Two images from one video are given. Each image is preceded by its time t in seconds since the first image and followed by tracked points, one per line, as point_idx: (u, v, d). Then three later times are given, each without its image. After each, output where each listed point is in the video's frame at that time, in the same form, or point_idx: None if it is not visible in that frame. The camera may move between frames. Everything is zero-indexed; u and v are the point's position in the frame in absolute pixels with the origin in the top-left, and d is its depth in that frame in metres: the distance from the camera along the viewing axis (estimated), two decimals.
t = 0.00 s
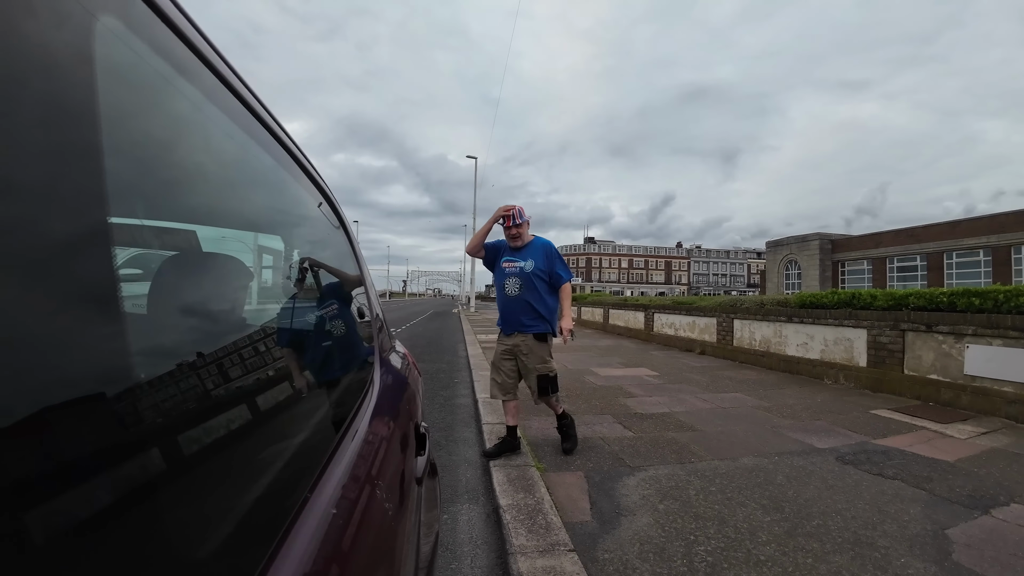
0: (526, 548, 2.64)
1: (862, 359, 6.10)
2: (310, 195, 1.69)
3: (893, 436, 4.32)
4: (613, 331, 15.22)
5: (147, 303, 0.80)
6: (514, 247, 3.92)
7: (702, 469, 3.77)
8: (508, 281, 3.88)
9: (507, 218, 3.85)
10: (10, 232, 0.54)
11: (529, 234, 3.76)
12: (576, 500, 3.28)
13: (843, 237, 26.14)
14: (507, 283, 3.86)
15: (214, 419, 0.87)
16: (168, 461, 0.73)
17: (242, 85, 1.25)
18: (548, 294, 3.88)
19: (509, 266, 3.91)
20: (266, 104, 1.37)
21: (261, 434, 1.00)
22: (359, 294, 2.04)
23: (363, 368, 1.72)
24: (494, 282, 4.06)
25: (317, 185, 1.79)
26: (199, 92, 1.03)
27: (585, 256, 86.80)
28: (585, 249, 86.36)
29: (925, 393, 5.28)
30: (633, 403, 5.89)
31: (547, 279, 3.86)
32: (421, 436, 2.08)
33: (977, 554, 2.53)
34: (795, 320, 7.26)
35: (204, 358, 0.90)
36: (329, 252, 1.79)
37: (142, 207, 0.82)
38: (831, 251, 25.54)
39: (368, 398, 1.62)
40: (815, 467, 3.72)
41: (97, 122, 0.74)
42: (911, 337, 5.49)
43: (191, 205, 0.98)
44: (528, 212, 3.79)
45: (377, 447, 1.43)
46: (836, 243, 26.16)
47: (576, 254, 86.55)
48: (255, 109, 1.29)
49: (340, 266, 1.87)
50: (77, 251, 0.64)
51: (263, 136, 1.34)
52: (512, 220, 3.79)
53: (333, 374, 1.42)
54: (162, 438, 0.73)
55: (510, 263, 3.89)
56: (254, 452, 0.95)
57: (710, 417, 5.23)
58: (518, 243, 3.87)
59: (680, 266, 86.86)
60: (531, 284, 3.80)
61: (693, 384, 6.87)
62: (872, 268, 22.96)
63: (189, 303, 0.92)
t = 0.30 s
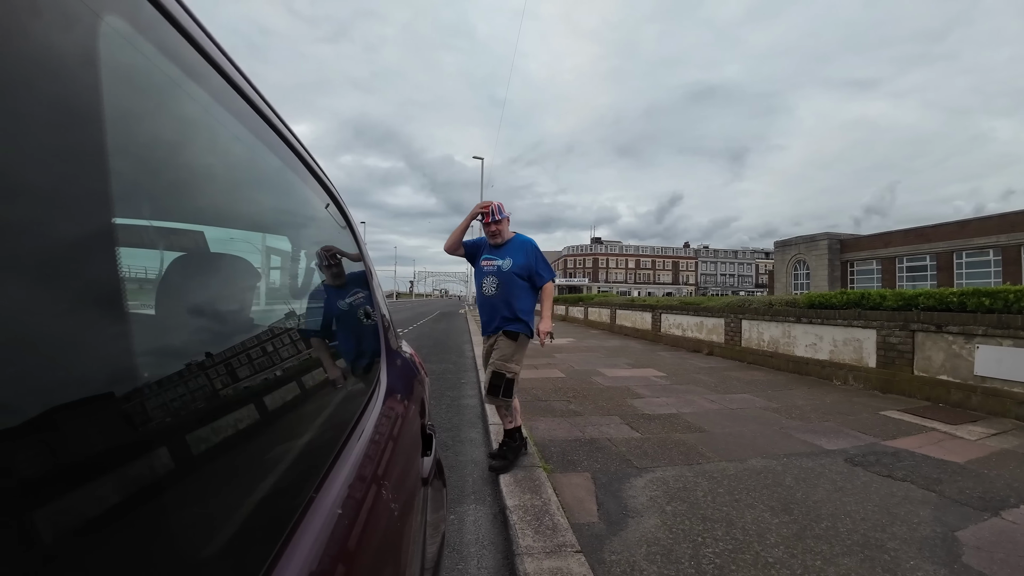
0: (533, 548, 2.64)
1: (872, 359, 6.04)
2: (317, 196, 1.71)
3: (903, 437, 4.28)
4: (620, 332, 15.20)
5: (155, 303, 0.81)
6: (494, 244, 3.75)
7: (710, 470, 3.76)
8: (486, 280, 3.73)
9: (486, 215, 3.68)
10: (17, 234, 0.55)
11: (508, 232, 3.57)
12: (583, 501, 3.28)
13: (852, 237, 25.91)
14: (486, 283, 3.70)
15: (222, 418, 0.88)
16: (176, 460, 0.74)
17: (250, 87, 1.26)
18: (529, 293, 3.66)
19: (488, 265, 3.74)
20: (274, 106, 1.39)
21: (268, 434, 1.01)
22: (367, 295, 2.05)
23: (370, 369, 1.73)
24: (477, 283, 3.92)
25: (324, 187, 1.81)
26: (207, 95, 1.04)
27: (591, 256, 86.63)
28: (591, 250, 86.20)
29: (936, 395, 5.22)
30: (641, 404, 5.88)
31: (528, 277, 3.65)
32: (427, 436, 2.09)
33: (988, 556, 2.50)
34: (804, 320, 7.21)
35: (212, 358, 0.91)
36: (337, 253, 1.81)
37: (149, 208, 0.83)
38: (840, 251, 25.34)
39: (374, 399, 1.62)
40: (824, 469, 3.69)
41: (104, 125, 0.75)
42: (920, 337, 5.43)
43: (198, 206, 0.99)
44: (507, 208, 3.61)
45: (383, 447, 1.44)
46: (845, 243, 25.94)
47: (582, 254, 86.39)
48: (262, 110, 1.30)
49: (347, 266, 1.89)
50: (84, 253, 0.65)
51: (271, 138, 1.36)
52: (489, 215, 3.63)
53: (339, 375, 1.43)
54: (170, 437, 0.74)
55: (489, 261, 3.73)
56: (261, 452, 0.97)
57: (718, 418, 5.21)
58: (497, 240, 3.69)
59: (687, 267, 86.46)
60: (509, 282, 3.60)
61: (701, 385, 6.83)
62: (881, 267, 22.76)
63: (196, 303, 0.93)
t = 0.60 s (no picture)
0: (536, 548, 2.64)
1: (876, 359, 6.02)
2: (320, 197, 1.71)
3: (908, 437, 4.26)
4: (624, 332, 15.19)
5: (159, 303, 0.82)
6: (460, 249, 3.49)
7: (714, 470, 3.75)
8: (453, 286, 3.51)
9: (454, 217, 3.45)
10: (18, 235, 0.55)
11: (474, 235, 3.33)
12: (586, 501, 3.28)
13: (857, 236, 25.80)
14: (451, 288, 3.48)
15: (226, 418, 0.89)
16: (180, 459, 0.75)
17: (253, 89, 1.27)
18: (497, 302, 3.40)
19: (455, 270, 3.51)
20: (277, 108, 1.40)
21: (271, 433, 1.02)
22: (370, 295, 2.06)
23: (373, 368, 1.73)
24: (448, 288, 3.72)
25: (327, 188, 1.81)
26: (211, 96, 1.05)
27: (594, 256, 86.54)
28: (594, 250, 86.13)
29: (941, 395, 5.19)
30: (645, 404, 5.87)
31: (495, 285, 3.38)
32: (429, 436, 2.09)
33: (993, 557, 2.48)
34: (808, 320, 7.18)
35: (217, 358, 0.92)
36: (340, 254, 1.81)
37: (152, 208, 0.83)
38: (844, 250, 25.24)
39: (376, 398, 1.63)
40: (828, 469, 3.67)
41: (107, 127, 0.75)
42: (925, 337, 5.40)
43: (201, 207, 1.00)
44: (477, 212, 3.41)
45: (385, 447, 1.44)
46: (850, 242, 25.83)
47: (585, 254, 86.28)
48: (265, 112, 1.31)
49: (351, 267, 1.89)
50: (87, 254, 0.65)
51: (274, 139, 1.36)
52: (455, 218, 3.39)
53: (342, 375, 1.44)
54: (175, 436, 0.75)
55: (455, 266, 3.46)
56: (264, 451, 0.97)
57: (722, 418, 5.20)
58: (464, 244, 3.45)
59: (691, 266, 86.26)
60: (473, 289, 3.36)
61: (705, 385, 6.81)
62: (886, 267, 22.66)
63: (200, 304, 0.93)
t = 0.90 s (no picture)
0: (536, 548, 2.65)
1: (877, 358, 6.01)
2: (321, 198, 1.71)
3: (908, 436, 4.26)
4: (624, 331, 15.21)
5: (159, 304, 0.82)
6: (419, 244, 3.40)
7: (715, 469, 3.75)
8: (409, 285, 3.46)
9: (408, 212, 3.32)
10: (17, 236, 0.55)
11: (426, 233, 3.21)
12: (587, 501, 3.28)
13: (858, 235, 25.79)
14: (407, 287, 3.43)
15: (227, 419, 0.89)
16: (181, 459, 0.75)
17: (253, 91, 1.27)
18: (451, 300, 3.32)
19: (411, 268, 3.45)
20: (277, 109, 1.39)
21: (272, 434, 1.02)
22: (370, 295, 2.05)
23: (373, 369, 1.73)
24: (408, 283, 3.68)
25: (328, 188, 1.81)
26: (211, 98, 1.05)
27: (595, 256, 86.51)
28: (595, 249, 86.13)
29: (942, 393, 5.19)
30: (646, 403, 5.87)
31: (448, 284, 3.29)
32: (430, 436, 2.09)
33: (994, 555, 2.48)
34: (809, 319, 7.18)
35: (218, 359, 0.92)
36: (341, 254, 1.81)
37: (152, 209, 0.83)
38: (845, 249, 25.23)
39: (377, 398, 1.63)
40: (829, 468, 3.67)
41: (107, 128, 0.75)
42: (926, 336, 5.40)
43: (202, 208, 1.00)
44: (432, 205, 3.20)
45: (386, 447, 1.44)
46: (851, 241, 25.82)
47: (586, 254, 86.25)
48: (266, 113, 1.31)
49: (351, 268, 1.89)
50: (88, 256, 0.65)
51: (275, 140, 1.36)
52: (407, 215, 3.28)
53: (343, 375, 1.44)
54: (176, 437, 0.75)
55: (410, 264, 3.43)
56: (265, 451, 0.97)
57: (723, 417, 5.19)
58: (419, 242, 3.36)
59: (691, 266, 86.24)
60: (425, 289, 3.30)
61: (706, 385, 6.81)
62: (887, 265, 22.66)
63: (201, 304, 0.94)
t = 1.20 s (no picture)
0: (537, 548, 2.65)
1: (876, 357, 6.02)
2: (320, 198, 1.71)
3: (907, 435, 4.27)
4: (624, 331, 15.22)
5: (158, 304, 0.81)
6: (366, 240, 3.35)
7: (715, 468, 3.75)
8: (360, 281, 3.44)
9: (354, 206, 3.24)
10: (17, 237, 0.55)
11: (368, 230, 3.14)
12: (587, 500, 3.28)
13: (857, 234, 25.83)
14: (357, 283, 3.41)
15: (226, 419, 0.89)
16: (181, 460, 0.74)
17: (252, 91, 1.27)
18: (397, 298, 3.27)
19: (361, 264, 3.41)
20: (276, 110, 1.39)
21: (271, 434, 1.02)
22: (368, 296, 2.05)
23: (372, 369, 1.73)
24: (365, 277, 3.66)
25: (327, 189, 1.81)
26: (210, 98, 1.04)
27: (594, 256, 86.52)
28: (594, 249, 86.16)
29: (942, 392, 5.20)
30: (646, 402, 5.88)
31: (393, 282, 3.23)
32: (428, 436, 2.09)
33: (994, 553, 2.49)
34: (808, 318, 7.18)
35: (217, 359, 0.91)
36: (340, 255, 1.81)
37: (151, 209, 0.83)
38: (844, 248, 25.26)
39: (376, 398, 1.62)
40: (829, 467, 3.68)
41: (107, 129, 0.75)
42: (925, 334, 5.40)
43: (202, 208, 1.00)
44: (375, 202, 3.12)
45: (385, 447, 1.44)
46: (850, 240, 25.86)
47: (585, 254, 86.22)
48: (265, 114, 1.31)
49: (350, 268, 1.89)
50: (89, 257, 0.65)
51: (274, 141, 1.36)
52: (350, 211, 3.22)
53: (342, 375, 1.44)
54: (175, 437, 0.75)
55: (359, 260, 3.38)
56: (264, 452, 0.97)
57: (722, 416, 5.20)
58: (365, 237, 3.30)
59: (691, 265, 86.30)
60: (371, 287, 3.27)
61: (706, 384, 6.82)
62: (886, 264, 22.69)
63: (201, 305, 0.93)
